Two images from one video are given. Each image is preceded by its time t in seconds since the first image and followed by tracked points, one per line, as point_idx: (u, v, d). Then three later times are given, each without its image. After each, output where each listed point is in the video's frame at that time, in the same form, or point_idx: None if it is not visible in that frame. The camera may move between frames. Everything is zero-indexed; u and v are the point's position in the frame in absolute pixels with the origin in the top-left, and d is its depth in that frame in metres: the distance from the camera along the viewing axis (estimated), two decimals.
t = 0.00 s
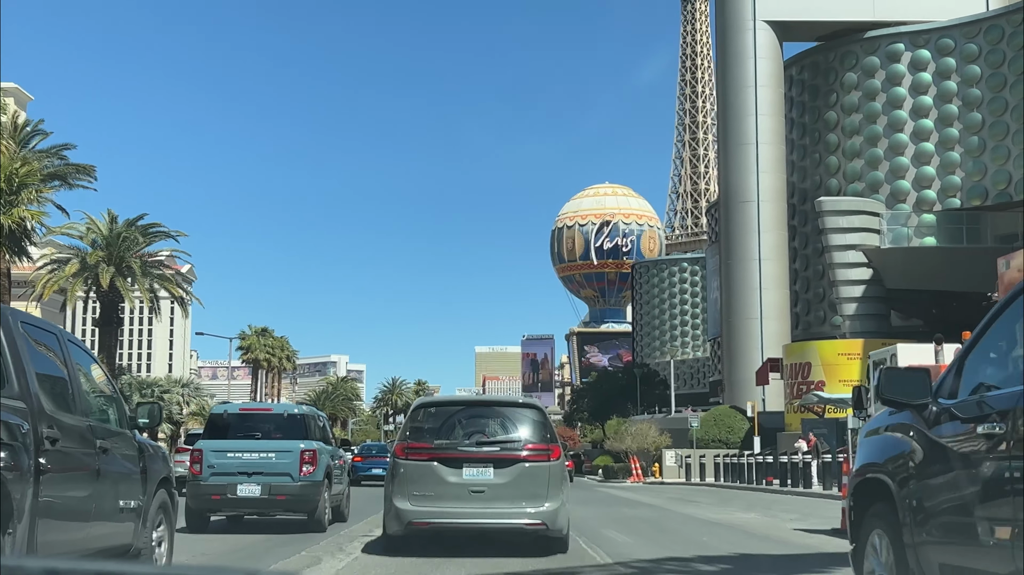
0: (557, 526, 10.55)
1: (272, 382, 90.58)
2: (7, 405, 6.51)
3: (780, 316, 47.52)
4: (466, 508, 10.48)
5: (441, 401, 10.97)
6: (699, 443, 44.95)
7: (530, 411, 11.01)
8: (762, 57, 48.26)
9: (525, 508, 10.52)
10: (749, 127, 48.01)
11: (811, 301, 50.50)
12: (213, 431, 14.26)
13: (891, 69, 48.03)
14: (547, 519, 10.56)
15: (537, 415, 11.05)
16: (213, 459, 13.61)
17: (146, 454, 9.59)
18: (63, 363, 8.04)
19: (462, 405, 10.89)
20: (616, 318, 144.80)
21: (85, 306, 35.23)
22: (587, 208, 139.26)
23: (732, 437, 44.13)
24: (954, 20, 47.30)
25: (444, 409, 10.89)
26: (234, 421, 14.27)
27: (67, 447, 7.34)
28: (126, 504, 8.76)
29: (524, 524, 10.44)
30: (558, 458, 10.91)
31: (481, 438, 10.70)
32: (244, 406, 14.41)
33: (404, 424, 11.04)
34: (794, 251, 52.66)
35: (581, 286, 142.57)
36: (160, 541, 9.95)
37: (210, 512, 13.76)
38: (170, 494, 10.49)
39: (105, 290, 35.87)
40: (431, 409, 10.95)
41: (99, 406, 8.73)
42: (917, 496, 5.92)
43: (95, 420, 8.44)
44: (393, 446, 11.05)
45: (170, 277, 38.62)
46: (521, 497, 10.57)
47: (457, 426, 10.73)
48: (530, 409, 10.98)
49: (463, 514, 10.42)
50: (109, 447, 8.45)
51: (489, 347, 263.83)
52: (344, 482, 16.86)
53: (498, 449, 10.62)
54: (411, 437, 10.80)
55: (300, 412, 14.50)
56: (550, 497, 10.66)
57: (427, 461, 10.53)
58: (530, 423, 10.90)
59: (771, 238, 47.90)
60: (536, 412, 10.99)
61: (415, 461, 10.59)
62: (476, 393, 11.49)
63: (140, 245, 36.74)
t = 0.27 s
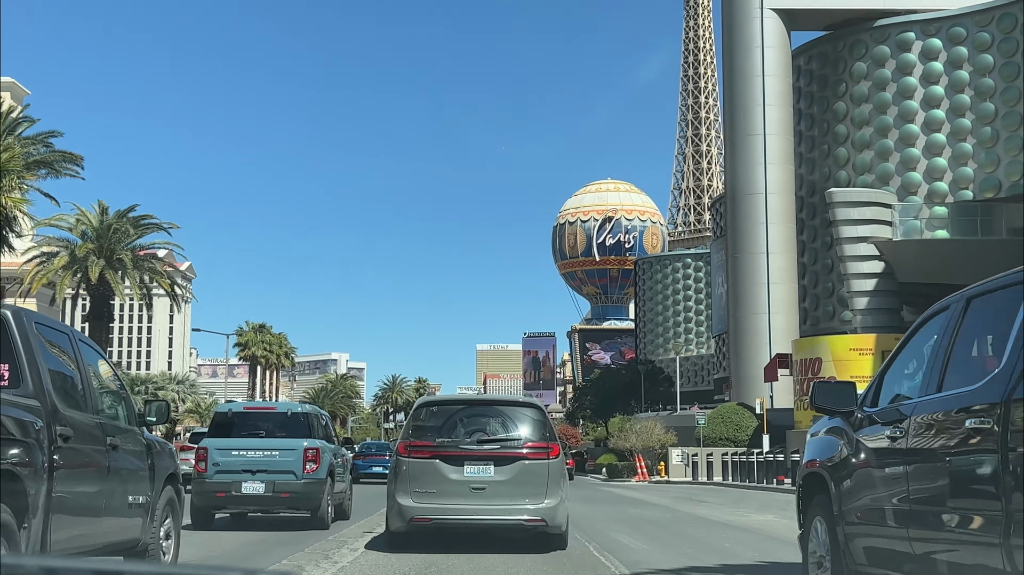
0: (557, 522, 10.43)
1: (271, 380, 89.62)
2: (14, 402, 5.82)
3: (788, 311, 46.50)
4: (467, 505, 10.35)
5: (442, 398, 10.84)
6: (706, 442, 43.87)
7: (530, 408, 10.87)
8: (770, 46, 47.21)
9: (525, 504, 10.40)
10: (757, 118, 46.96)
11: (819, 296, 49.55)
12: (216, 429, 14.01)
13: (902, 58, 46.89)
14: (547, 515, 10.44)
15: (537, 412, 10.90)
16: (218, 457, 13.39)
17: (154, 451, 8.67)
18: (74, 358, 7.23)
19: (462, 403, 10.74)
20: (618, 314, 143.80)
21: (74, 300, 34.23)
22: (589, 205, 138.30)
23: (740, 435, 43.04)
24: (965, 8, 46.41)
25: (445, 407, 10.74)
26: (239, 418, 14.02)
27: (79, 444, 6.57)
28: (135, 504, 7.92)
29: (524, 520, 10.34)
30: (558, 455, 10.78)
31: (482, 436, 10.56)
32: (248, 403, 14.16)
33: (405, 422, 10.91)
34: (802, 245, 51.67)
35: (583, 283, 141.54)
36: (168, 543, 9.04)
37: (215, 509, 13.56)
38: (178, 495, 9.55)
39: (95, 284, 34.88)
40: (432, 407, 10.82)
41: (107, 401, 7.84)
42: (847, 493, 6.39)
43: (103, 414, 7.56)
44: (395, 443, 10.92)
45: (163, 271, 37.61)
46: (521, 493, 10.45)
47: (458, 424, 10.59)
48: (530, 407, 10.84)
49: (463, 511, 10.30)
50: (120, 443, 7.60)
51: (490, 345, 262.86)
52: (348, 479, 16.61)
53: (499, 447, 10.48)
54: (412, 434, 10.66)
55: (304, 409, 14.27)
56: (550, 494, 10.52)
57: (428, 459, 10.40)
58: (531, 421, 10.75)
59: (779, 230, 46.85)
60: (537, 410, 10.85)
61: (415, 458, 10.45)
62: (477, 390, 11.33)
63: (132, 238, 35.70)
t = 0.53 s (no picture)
0: (556, 518, 11.16)
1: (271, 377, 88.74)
2: (31, 403, 6.69)
3: (796, 306, 45.57)
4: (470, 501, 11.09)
5: (445, 399, 11.67)
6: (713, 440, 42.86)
7: (527, 411, 11.70)
8: (777, 36, 46.25)
9: (525, 501, 11.14)
10: (764, 109, 46.02)
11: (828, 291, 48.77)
12: (225, 429, 15.33)
13: (912, 48, 46.02)
14: (546, 512, 11.18)
15: (534, 414, 11.74)
16: (226, 455, 14.71)
17: (162, 451, 9.67)
18: (88, 365, 8.17)
19: (465, 405, 11.57)
20: (620, 312, 142.86)
21: (64, 293, 33.39)
22: (591, 201, 137.44)
23: (748, 432, 42.05)
24: None
25: (449, 407, 11.56)
26: (246, 417, 15.38)
27: (90, 444, 7.47)
28: (144, 500, 8.90)
29: (524, 517, 11.06)
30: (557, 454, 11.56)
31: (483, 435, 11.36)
32: (255, 404, 15.53)
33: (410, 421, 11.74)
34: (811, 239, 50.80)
35: (585, 280, 140.63)
36: (176, 538, 10.03)
37: (223, 505, 14.81)
38: (186, 491, 10.60)
39: (86, 278, 34.06)
40: (436, 409, 11.66)
41: (118, 403, 8.80)
42: (798, 483, 7.67)
43: (116, 417, 8.54)
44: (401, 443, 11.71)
45: (156, 265, 36.75)
46: (521, 492, 11.17)
47: (459, 425, 11.46)
48: (527, 409, 11.70)
49: (466, 506, 11.03)
50: (129, 442, 8.55)
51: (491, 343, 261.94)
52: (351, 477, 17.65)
53: (499, 445, 11.27)
54: (417, 433, 11.45)
55: (307, 412, 15.60)
56: (549, 490, 11.28)
57: (432, 456, 11.17)
58: (529, 422, 11.58)
59: (786, 224, 45.92)
60: (534, 411, 11.68)
61: (419, 456, 11.23)
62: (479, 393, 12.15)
63: (125, 231, 34.85)
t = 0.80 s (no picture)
0: (556, 514, 10.91)
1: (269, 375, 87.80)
2: (40, 398, 6.31)
3: (803, 301, 44.66)
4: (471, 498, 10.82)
5: (447, 397, 11.32)
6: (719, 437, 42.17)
7: (529, 408, 11.37)
8: (784, 26, 45.36)
9: (525, 498, 10.87)
10: (771, 101, 45.09)
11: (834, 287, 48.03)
12: (231, 427, 15.03)
13: (922, 38, 45.06)
14: (546, 508, 10.90)
15: (536, 411, 11.42)
16: (232, 453, 14.38)
17: (170, 447, 9.10)
18: (96, 362, 7.67)
19: (466, 403, 11.20)
20: (622, 309, 141.91)
21: (52, 286, 32.51)
22: (593, 198, 136.39)
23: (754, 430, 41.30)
24: None
25: (451, 405, 11.20)
26: (252, 416, 15.06)
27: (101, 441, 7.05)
28: (152, 497, 8.33)
29: (523, 513, 10.79)
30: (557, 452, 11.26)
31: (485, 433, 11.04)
32: (261, 402, 15.22)
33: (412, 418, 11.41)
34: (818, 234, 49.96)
35: (587, 277, 139.65)
36: (184, 533, 9.35)
37: (229, 503, 14.52)
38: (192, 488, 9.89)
39: (76, 271, 33.20)
40: (438, 406, 11.33)
41: (125, 397, 8.26)
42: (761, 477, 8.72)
43: (123, 411, 8.01)
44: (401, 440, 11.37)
45: (148, 258, 35.84)
46: (521, 488, 10.91)
47: (462, 423, 11.10)
48: (530, 407, 11.36)
49: (467, 503, 10.75)
50: (137, 439, 8.02)
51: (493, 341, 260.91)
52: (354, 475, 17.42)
53: (500, 443, 10.97)
54: (418, 432, 11.13)
55: (311, 410, 15.34)
56: (549, 487, 11.01)
57: (433, 454, 10.85)
58: (531, 420, 11.23)
59: (793, 218, 44.98)
60: (536, 410, 11.35)
61: (421, 454, 10.92)
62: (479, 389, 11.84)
63: (116, 223, 33.98)
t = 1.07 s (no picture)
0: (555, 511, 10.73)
1: (267, 373, 86.93)
2: (52, 396, 6.13)
3: (811, 297, 43.84)
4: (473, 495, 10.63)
5: (449, 395, 11.13)
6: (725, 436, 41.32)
7: (530, 407, 11.15)
8: (791, 16, 44.46)
9: (525, 495, 10.69)
10: (778, 92, 44.21)
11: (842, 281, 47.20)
12: (236, 423, 14.53)
13: (931, 28, 44.09)
14: (545, 505, 10.71)
15: (536, 409, 11.21)
16: (238, 451, 13.89)
17: (180, 447, 8.61)
18: (108, 359, 7.43)
19: (468, 400, 11.02)
20: (623, 307, 141.00)
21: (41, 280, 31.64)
22: (594, 195, 135.45)
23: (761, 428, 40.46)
24: None
25: (452, 403, 11.03)
26: (257, 414, 14.52)
27: (114, 439, 6.92)
28: (162, 495, 7.91)
29: (524, 510, 10.59)
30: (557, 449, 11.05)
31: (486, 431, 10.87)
32: (266, 399, 14.68)
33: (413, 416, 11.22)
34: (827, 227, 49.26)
35: (588, 275, 138.74)
36: (191, 534, 8.82)
37: (235, 500, 14.07)
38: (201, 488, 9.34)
39: (66, 264, 32.33)
40: (439, 404, 11.13)
41: (134, 398, 7.87)
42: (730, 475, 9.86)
43: (132, 409, 7.68)
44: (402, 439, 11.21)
45: (140, 251, 34.94)
46: (522, 485, 10.74)
47: (463, 421, 10.94)
48: (530, 405, 11.15)
49: (469, 501, 10.56)
50: (148, 437, 7.71)
51: (493, 338, 259.95)
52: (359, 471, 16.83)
53: (501, 441, 10.77)
54: (420, 430, 10.91)
55: (316, 407, 14.83)
56: (549, 485, 10.83)
57: (435, 452, 10.64)
58: (530, 419, 11.05)
59: (800, 211, 44.10)
60: (536, 408, 11.13)
61: (423, 452, 10.71)
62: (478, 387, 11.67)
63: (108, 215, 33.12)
